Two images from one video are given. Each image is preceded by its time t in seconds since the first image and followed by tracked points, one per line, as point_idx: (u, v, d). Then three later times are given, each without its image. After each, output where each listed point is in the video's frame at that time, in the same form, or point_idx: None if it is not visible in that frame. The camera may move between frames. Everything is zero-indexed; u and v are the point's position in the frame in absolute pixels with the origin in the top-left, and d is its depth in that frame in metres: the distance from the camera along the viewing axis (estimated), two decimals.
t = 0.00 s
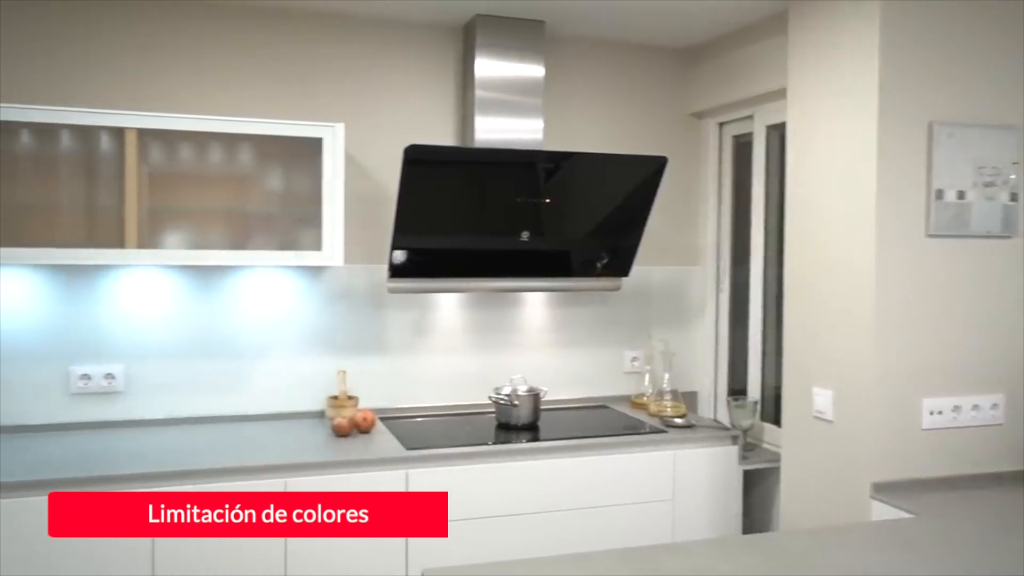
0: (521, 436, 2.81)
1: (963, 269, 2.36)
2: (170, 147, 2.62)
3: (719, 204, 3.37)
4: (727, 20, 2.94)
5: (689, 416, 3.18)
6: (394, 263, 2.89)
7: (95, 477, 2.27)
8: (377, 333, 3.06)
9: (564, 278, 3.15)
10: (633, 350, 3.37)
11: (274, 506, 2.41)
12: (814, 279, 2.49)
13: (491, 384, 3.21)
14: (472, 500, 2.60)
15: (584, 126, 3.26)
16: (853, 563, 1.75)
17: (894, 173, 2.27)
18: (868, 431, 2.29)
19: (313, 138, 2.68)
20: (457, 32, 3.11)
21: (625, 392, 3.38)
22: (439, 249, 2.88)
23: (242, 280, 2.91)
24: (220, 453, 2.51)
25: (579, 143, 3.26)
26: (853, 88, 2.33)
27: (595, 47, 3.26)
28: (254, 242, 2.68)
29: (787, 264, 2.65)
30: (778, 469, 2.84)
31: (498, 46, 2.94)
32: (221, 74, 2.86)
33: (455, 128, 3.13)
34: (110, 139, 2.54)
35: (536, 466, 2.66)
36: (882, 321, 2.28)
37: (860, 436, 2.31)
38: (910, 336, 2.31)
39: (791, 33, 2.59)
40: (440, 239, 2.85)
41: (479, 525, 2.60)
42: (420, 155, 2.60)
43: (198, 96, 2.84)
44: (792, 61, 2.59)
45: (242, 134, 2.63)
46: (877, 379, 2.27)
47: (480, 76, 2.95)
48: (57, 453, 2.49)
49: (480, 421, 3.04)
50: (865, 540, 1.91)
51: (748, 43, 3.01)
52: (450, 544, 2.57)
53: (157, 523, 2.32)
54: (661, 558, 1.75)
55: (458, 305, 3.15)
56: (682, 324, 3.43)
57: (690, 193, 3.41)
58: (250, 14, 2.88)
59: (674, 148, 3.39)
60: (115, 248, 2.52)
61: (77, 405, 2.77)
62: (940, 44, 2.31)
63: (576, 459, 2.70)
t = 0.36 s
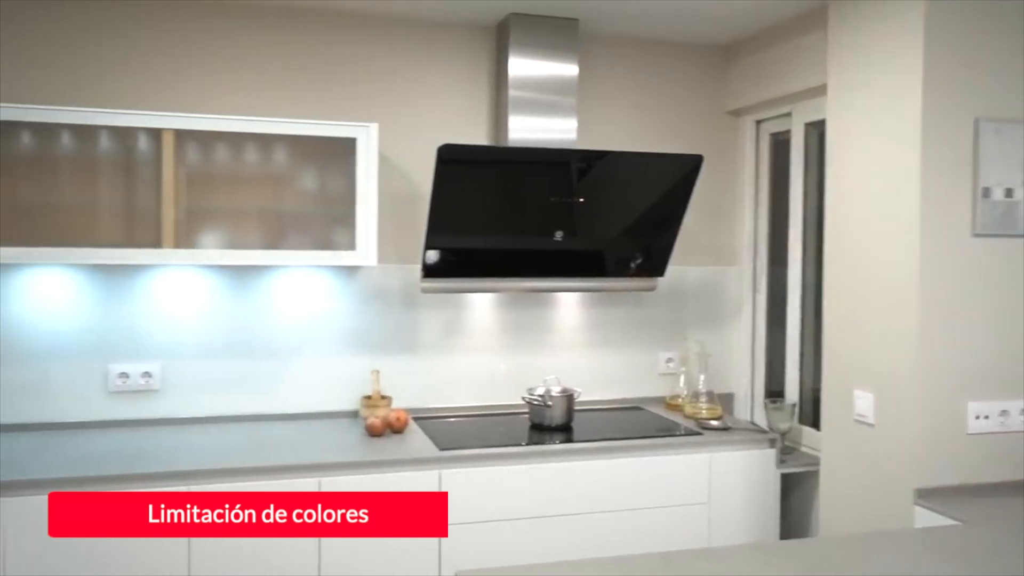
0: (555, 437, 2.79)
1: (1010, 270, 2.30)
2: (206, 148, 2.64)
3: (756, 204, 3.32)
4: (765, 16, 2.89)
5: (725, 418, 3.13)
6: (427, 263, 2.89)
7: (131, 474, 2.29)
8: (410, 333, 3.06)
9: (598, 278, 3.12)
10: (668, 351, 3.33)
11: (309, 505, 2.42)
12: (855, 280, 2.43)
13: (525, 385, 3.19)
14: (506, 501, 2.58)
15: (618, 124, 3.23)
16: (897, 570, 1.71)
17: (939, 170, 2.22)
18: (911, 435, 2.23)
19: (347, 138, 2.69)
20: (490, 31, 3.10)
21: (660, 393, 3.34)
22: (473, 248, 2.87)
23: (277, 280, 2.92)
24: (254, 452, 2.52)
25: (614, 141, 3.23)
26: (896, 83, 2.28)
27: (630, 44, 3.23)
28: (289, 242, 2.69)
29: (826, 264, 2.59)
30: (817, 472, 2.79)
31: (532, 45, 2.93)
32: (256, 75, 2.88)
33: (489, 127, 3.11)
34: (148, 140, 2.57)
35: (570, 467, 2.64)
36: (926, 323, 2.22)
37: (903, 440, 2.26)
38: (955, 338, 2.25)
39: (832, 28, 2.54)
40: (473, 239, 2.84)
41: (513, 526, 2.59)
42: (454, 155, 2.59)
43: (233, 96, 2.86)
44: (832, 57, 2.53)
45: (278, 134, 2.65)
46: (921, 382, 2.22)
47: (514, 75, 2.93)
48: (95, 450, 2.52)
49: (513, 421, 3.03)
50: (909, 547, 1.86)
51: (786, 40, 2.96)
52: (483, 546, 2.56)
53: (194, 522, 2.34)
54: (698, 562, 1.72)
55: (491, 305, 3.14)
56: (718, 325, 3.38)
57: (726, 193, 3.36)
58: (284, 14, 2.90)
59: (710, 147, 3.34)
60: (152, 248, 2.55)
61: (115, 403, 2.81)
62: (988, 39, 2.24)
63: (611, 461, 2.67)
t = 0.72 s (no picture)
0: (589, 439, 2.76)
1: None
2: (242, 148, 2.65)
3: (795, 203, 3.26)
4: (805, 12, 2.83)
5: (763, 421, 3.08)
6: (462, 263, 2.88)
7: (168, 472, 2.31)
8: (444, 333, 3.05)
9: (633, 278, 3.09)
10: (704, 353, 3.28)
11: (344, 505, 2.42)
12: (898, 281, 2.38)
13: (559, 385, 3.17)
14: (540, 503, 2.56)
15: (654, 122, 3.19)
16: None
17: (987, 168, 2.16)
18: (958, 440, 2.17)
19: (382, 138, 2.69)
20: (525, 30, 3.08)
21: (696, 395, 3.30)
22: (507, 248, 2.85)
23: (312, 280, 2.93)
24: (289, 451, 2.53)
25: (649, 140, 3.19)
26: (943, 79, 2.22)
27: (665, 41, 3.19)
28: (324, 242, 2.70)
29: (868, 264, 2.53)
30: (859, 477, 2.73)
31: (567, 43, 2.90)
32: (291, 75, 2.89)
33: (523, 126, 3.09)
34: (185, 140, 2.59)
35: (605, 470, 2.61)
36: (973, 325, 2.16)
37: (949, 445, 2.20)
38: (1004, 341, 2.19)
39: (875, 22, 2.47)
40: (507, 238, 2.82)
41: (547, 528, 2.56)
42: (488, 155, 2.57)
43: (270, 96, 2.88)
44: (875, 52, 2.47)
45: (313, 134, 2.65)
46: (967, 386, 2.16)
47: (549, 74, 2.91)
48: (134, 448, 2.55)
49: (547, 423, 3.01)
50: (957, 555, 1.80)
51: (827, 35, 2.90)
52: (517, 546, 2.54)
53: (218, 522, 2.34)
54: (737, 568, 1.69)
55: (526, 305, 3.12)
56: (755, 326, 3.32)
57: (764, 191, 3.31)
58: (320, 15, 2.90)
59: (748, 145, 3.29)
60: (190, 247, 2.57)
61: (153, 401, 2.84)
62: None
63: (646, 464, 2.64)
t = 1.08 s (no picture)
0: (619, 441, 2.72)
1: None
2: (271, 148, 2.65)
3: (829, 202, 3.20)
4: (841, 7, 2.77)
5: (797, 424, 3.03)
6: (489, 263, 2.85)
7: (196, 472, 2.31)
8: (472, 334, 3.02)
9: (663, 279, 3.05)
10: (735, 355, 3.23)
11: (372, 507, 2.40)
12: (939, 282, 2.31)
13: (588, 387, 3.13)
14: (569, 506, 2.53)
15: (684, 121, 3.15)
16: None
17: None
18: (1001, 446, 2.11)
19: (410, 137, 2.67)
20: (554, 28, 3.04)
21: (728, 398, 3.24)
22: (536, 248, 2.82)
23: (340, 280, 2.92)
24: (317, 452, 2.52)
25: (679, 138, 3.14)
26: (986, 74, 2.15)
27: (696, 38, 3.14)
28: (352, 242, 2.68)
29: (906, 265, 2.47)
30: (896, 482, 2.67)
31: (597, 41, 2.86)
32: (320, 74, 2.88)
33: (551, 126, 3.06)
34: (214, 140, 2.59)
35: (635, 473, 2.57)
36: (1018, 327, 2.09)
37: (992, 451, 2.14)
38: None
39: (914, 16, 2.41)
40: (536, 238, 2.79)
41: (576, 532, 2.53)
42: (517, 154, 2.55)
43: (298, 95, 2.87)
44: (915, 48, 2.41)
45: (342, 134, 2.64)
46: (1011, 390, 2.09)
47: (578, 72, 2.87)
48: (164, 448, 2.55)
49: (576, 425, 2.97)
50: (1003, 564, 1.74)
51: (863, 31, 2.84)
52: (546, 550, 2.52)
53: (233, 522, 2.34)
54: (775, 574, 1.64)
55: (554, 306, 3.08)
56: (788, 328, 3.26)
57: (797, 191, 3.25)
58: (348, 14, 2.89)
59: (781, 143, 3.23)
60: (218, 247, 2.57)
61: (182, 401, 2.84)
62: None
63: (677, 468, 2.60)
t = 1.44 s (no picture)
0: (644, 444, 2.68)
1: None
2: (293, 147, 2.63)
3: (858, 201, 3.14)
4: (871, 2, 2.72)
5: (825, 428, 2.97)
6: (511, 263, 2.82)
7: (218, 474, 2.29)
8: (495, 334, 2.99)
9: (688, 279, 3.01)
10: (761, 357, 3.17)
11: (394, 510, 2.38)
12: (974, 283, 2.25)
13: (611, 389, 3.09)
14: (594, 510, 2.49)
15: (709, 119, 3.10)
16: None
17: None
18: None
19: (432, 135, 2.64)
20: (578, 25, 3.01)
21: (754, 400, 3.19)
22: (560, 247, 2.79)
23: (361, 280, 2.90)
24: (339, 454, 2.49)
25: (704, 137, 3.10)
26: None
27: (722, 34, 3.09)
28: (374, 242, 2.66)
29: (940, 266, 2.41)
30: (928, 488, 2.61)
31: (622, 38, 2.82)
32: (341, 73, 2.86)
33: (575, 124, 3.03)
34: (236, 140, 2.57)
35: (660, 477, 2.52)
36: None
37: None
38: None
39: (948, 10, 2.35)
40: (560, 238, 2.76)
41: (601, 537, 2.50)
42: (541, 153, 2.51)
43: (321, 93, 2.85)
44: (949, 42, 2.35)
45: (364, 133, 2.62)
46: None
47: (603, 70, 2.83)
48: (185, 449, 2.54)
49: (600, 427, 2.93)
50: None
51: (894, 26, 2.78)
52: (570, 554, 2.48)
53: (253, 525, 2.32)
54: None
55: (578, 307, 3.05)
56: (816, 329, 3.21)
57: (825, 190, 3.19)
58: (370, 12, 2.87)
59: (808, 141, 3.18)
60: (239, 247, 2.55)
61: (203, 402, 2.83)
62: None
63: (704, 472, 2.55)
